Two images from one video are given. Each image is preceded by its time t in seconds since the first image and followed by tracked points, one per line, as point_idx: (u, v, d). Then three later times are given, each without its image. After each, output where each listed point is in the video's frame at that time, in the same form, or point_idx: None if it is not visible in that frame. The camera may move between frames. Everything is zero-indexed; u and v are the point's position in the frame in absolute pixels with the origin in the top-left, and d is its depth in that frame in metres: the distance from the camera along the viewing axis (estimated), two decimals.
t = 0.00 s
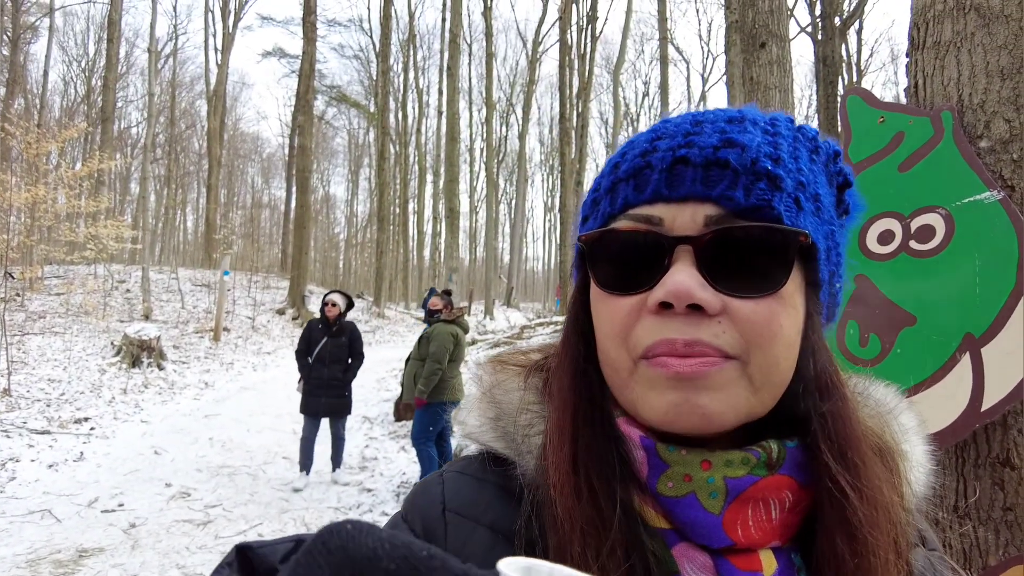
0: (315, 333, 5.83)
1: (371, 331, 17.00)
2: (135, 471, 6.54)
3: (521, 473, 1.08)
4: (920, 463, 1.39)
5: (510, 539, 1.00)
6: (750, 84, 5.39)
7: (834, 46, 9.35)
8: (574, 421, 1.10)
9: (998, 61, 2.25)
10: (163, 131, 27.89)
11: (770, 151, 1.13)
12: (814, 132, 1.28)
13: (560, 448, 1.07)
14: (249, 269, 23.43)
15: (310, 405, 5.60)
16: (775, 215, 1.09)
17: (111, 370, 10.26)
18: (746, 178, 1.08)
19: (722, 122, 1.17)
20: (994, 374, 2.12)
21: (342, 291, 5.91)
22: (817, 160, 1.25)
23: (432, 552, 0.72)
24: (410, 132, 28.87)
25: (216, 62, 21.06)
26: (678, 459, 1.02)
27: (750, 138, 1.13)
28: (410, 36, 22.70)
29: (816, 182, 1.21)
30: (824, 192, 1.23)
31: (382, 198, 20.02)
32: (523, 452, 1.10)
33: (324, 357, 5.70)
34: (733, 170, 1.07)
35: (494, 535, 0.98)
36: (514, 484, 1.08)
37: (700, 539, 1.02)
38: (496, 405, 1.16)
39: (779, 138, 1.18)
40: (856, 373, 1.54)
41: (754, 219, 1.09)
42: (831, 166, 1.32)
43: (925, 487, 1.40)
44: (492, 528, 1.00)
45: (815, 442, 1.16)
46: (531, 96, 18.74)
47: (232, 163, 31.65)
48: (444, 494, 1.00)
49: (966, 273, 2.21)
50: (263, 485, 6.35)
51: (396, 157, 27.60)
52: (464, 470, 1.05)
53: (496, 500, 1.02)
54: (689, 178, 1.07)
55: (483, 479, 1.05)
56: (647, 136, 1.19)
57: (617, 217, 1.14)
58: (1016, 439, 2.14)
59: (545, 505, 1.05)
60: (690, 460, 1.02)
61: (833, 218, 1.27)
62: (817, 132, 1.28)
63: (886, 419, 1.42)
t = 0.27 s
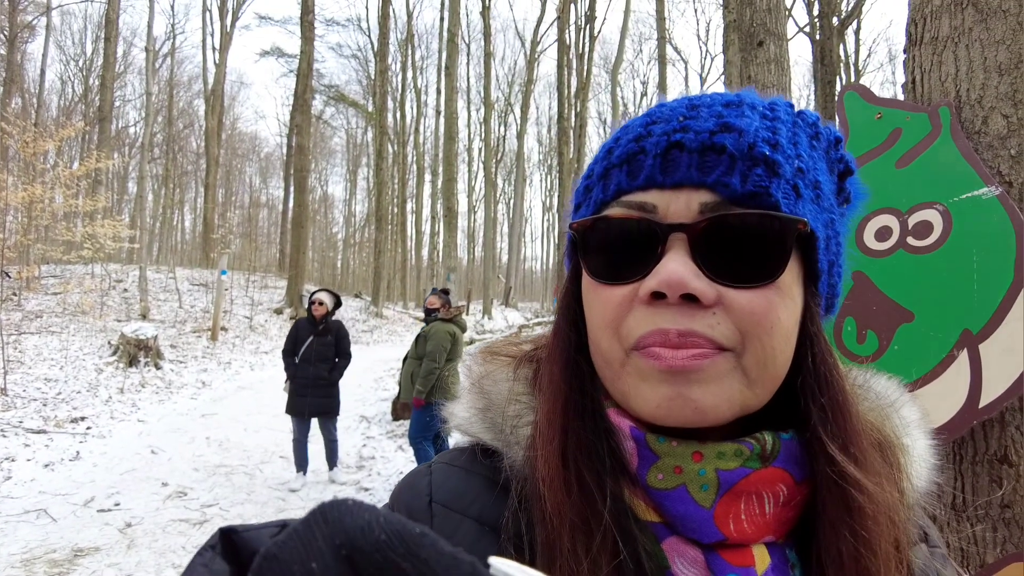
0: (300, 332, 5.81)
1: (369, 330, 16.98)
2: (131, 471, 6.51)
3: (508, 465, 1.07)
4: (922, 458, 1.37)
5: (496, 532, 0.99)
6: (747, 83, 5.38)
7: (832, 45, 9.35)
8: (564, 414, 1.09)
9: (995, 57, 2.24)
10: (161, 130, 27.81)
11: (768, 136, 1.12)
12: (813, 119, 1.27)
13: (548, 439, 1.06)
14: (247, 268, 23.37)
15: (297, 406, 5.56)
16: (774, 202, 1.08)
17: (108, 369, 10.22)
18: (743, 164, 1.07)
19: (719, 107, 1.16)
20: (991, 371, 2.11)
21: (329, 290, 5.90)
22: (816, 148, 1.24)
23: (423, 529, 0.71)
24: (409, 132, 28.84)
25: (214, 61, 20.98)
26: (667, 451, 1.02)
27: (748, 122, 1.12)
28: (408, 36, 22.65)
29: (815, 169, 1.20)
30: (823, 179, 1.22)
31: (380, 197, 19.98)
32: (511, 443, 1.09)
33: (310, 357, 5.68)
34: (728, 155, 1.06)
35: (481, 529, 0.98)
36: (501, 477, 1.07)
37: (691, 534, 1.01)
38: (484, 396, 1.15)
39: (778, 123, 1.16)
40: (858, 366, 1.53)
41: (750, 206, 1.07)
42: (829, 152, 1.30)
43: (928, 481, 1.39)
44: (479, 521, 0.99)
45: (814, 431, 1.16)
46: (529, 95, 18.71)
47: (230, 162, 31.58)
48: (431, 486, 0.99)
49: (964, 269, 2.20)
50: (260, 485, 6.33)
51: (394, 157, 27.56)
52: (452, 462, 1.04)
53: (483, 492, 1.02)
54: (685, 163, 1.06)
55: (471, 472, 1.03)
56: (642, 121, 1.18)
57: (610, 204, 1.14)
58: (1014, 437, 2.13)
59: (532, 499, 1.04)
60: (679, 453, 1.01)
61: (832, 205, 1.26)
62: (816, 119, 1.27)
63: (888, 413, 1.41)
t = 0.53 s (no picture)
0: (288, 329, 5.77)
1: (366, 328, 16.95)
2: (126, 468, 6.49)
3: (490, 452, 1.06)
4: (908, 444, 1.38)
5: (479, 517, 0.99)
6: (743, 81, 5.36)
7: (829, 43, 9.35)
8: (547, 400, 1.09)
9: (989, 51, 2.24)
10: (157, 128, 27.67)
11: (747, 120, 1.11)
12: (792, 103, 1.27)
13: (531, 426, 1.06)
14: (244, 266, 23.30)
15: (288, 405, 5.54)
16: (754, 185, 1.08)
17: (103, 367, 10.19)
18: (722, 148, 1.06)
19: (699, 91, 1.15)
20: (985, 366, 2.12)
21: (316, 286, 5.86)
22: (796, 132, 1.24)
23: (392, 495, 0.65)
24: (407, 130, 28.78)
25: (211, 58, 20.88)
26: (646, 433, 1.03)
27: (728, 107, 1.12)
28: (406, 34, 22.58)
29: (796, 153, 1.20)
30: (805, 163, 1.22)
31: (377, 195, 19.94)
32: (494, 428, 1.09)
33: (298, 355, 5.65)
34: (709, 140, 1.06)
35: (464, 514, 0.97)
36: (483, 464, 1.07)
37: (672, 518, 1.02)
38: (467, 382, 1.15)
39: (758, 108, 1.16)
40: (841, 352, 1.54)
41: (730, 190, 1.07)
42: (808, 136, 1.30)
43: (913, 467, 1.39)
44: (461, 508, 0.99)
45: (797, 412, 1.16)
46: (527, 93, 18.67)
47: (227, 160, 31.46)
48: (414, 472, 0.99)
49: (956, 264, 2.21)
50: (256, 483, 6.32)
51: (391, 155, 27.49)
52: (437, 449, 1.04)
53: (465, 476, 1.02)
54: (665, 148, 1.05)
55: (455, 461, 1.03)
56: (623, 107, 1.18)
57: (590, 190, 1.14)
58: (1006, 433, 2.13)
59: (514, 485, 1.04)
60: (660, 435, 1.02)
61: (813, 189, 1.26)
62: (796, 103, 1.27)
63: (874, 399, 1.41)
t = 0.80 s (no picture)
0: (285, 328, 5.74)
1: (363, 325, 16.93)
2: (122, 465, 6.48)
3: (479, 439, 1.08)
4: (894, 432, 1.38)
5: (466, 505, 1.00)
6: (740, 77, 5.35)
7: (826, 41, 9.35)
8: (535, 389, 1.10)
9: (983, 46, 2.24)
10: (153, 124, 27.53)
11: (729, 107, 1.12)
12: (773, 92, 1.28)
13: (519, 415, 1.07)
14: (241, 263, 23.24)
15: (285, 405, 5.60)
16: (735, 170, 1.08)
17: (99, 364, 10.15)
18: (703, 133, 1.07)
19: (680, 80, 1.16)
20: (977, 359, 2.12)
21: (314, 284, 5.81)
22: (778, 120, 1.25)
23: (326, 417, 0.71)
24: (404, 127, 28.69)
25: (207, 55, 20.77)
26: (632, 420, 1.03)
27: (709, 94, 1.13)
28: (403, 30, 22.49)
29: (777, 141, 1.21)
30: (786, 151, 1.23)
31: (375, 193, 19.89)
32: (481, 417, 1.10)
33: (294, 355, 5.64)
34: (690, 125, 1.06)
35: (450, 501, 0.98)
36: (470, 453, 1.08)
37: (657, 504, 1.03)
38: (454, 372, 1.16)
39: (739, 95, 1.17)
40: (829, 342, 1.54)
41: (712, 175, 1.08)
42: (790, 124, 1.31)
43: (900, 456, 1.40)
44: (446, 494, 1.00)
45: (781, 398, 1.17)
46: (524, 90, 18.62)
47: (223, 157, 31.33)
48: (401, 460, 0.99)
49: (949, 258, 2.21)
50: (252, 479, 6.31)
51: (388, 152, 27.42)
52: (423, 438, 1.05)
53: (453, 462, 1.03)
54: (647, 134, 1.06)
55: (442, 448, 1.04)
56: (607, 97, 1.19)
57: (575, 178, 1.14)
58: (999, 427, 2.13)
59: (501, 473, 1.05)
60: (644, 422, 1.03)
61: (795, 177, 1.27)
62: (777, 91, 1.28)
63: (860, 388, 1.42)
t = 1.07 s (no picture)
0: (284, 325, 5.73)
1: (359, 321, 16.91)
2: (117, 461, 6.47)
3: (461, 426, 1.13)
4: (876, 421, 1.40)
5: (447, 489, 1.03)
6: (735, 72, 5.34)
7: (823, 36, 9.33)
8: (515, 378, 1.12)
9: (974, 40, 2.24)
10: (148, 119, 27.34)
11: (707, 95, 1.13)
12: (753, 82, 1.29)
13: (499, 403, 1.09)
14: (236, 259, 23.16)
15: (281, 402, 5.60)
16: (714, 158, 1.09)
17: (94, 360, 10.12)
18: (681, 122, 1.08)
19: (659, 69, 1.17)
20: (966, 352, 2.13)
21: (316, 282, 5.77)
22: (757, 109, 1.26)
23: (293, 375, 0.72)
24: (400, 122, 28.59)
25: (202, 49, 20.62)
26: (610, 406, 1.04)
27: (688, 82, 1.14)
28: (399, 25, 22.37)
29: (756, 129, 1.22)
30: (766, 140, 1.24)
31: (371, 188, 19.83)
32: (463, 405, 1.15)
33: (293, 353, 5.63)
34: (669, 113, 1.08)
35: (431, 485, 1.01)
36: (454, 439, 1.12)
37: (634, 489, 1.04)
38: (438, 360, 1.20)
39: (718, 84, 1.17)
40: (813, 334, 1.56)
41: (691, 162, 1.09)
42: (770, 113, 1.33)
43: (882, 445, 1.41)
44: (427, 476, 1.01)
45: (759, 384, 1.18)
46: (521, 86, 18.56)
47: (219, 152, 31.18)
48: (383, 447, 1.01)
49: (939, 252, 2.22)
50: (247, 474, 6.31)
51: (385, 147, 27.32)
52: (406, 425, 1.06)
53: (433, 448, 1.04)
54: (626, 122, 1.07)
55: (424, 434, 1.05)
56: (587, 86, 1.20)
57: (556, 167, 1.15)
58: (987, 420, 2.14)
59: (481, 462, 1.07)
60: (623, 408, 1.04)
61: (775, 165, 1.28)
62: (757, 81, 1.29)
63: (842, 378, 1.43)
